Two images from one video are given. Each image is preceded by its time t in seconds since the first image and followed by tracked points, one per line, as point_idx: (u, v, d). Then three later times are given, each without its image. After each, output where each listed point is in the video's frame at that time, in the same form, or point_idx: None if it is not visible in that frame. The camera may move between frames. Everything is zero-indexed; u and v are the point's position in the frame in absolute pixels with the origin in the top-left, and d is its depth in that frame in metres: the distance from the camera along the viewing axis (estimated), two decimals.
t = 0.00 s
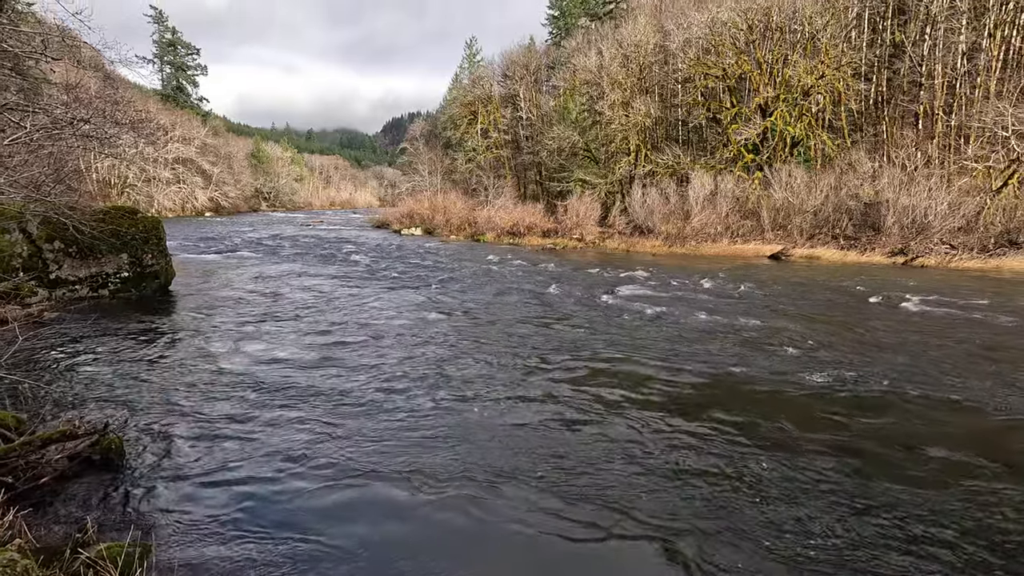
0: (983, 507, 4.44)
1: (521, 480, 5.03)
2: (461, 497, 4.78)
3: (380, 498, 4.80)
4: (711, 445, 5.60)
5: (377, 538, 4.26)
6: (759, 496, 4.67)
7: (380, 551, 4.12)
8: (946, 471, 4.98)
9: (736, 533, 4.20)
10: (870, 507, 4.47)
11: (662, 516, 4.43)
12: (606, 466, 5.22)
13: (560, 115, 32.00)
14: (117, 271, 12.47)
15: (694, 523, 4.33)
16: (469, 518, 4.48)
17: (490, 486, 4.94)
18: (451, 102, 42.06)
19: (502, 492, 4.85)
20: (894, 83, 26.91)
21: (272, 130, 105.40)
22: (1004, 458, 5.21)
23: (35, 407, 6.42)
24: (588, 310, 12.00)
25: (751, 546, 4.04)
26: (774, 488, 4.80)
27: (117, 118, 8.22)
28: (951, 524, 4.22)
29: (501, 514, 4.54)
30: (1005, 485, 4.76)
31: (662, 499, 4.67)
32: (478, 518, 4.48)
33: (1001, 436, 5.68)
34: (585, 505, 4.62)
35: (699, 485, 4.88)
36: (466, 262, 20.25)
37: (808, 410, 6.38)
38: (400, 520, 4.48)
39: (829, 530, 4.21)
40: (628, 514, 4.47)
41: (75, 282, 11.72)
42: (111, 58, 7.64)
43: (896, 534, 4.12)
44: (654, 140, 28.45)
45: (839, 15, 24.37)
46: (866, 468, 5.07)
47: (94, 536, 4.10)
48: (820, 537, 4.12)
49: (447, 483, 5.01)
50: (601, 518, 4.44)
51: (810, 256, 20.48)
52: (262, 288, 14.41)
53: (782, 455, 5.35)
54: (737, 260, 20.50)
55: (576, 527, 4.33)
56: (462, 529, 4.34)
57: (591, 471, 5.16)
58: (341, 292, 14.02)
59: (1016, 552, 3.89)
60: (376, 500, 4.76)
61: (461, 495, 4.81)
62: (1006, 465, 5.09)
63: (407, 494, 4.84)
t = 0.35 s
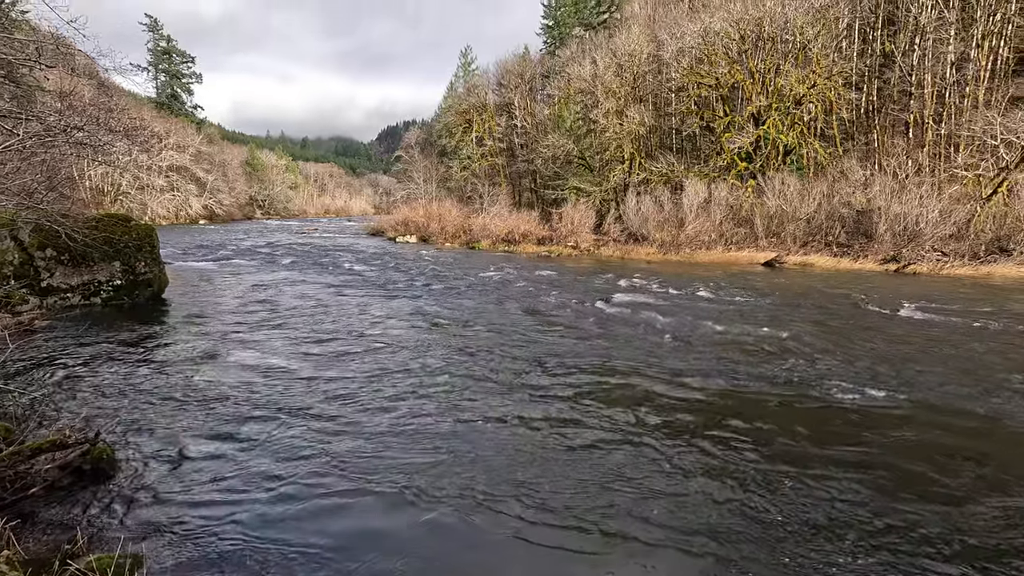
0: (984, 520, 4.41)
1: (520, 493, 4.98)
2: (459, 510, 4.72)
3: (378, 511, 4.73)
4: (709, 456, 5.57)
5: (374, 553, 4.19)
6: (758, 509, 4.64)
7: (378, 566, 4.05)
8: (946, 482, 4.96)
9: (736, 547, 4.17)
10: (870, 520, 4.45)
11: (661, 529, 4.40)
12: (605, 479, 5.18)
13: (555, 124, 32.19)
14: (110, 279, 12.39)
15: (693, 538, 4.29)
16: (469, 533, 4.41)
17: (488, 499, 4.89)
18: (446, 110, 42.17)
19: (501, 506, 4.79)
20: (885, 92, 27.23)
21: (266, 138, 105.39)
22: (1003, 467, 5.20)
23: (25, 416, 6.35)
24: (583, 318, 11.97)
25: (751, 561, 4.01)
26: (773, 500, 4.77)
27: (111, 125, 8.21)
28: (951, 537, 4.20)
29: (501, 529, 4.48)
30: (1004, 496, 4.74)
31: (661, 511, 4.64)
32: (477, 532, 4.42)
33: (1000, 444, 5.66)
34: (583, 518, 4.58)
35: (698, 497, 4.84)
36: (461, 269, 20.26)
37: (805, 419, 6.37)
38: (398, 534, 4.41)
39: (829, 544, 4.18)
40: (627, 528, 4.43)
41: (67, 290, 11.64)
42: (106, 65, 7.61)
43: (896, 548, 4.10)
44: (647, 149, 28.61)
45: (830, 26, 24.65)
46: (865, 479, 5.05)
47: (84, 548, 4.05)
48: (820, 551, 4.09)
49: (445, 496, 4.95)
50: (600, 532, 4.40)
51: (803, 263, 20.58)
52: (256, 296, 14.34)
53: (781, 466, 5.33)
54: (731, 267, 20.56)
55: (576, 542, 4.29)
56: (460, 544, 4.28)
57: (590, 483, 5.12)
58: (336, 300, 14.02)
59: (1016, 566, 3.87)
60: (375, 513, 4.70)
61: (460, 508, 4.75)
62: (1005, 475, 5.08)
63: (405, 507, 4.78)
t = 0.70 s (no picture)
0: (985, 527, 4.40)
1: (521, 502, 4.92)
2: (460, 520, 4.65)
3: (378, 522, 4.65)
4: (709, 463, 5.53)
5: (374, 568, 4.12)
6: (759, 517, 4.61)
7: None
8: (946, 490, 4.95)
9: (737, 556, 4.13)
10: (871, 528, 4.42)
11: (662, 538, 4.36)
12: (606, 487, 5.14)
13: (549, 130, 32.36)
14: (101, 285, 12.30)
15: (694, 547, 4.27)
16: (470, 545, 4.35)
17: (487, 508, 4.84)
18: (439, 116, 42.20)
19: (502, 515, 4.75)
20: (875, 99, 27.56)
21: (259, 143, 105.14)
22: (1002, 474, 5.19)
23: (13, 424, 6.26)
24: (578, 324, 11.95)
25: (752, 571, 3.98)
26: (773, 508, 4.74)
27: (103, 131, 8.18)
28: (954, 546, 4.17)
29: (502, 541, 4.42)
30: (1004, 504, 4.73)
31: (662, 520, 4.60)
32: (479, 545, 4.36)
33: (999, 450, 5.66)
34: (583, 528, 4.52)
35: (695, 502, 4.85)
36: (456, 275, 20.28)
37: (803, 424, 6.36)
38: (399, 547, 4.34)
39: (831, 554, 4.15)
40: (628, 538, 4.38)
41: (57, 296, 11.57)
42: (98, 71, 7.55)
43: (898, 557, 4.07)
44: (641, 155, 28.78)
45: (821, 34, 24.91)
46: (866, 487, 5.02)
47: (73, 558, 3.98)
48: (821, 560, 4.07)
49: (445, 506, 4.89)
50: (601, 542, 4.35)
51: (795, 268, 20.72)
52: (249, 303, 14.24)
53: (782, 473, 5.30)
54: (724, 272, 20.67)
55: (577, 552, 4.24)
56: (462, 556, 4.21)
57: (590, 492, 5.07)
58: (330, 306, 13.99)
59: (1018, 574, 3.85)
60: (375, 525, 4.62)
61: (461, 520, 4.69)
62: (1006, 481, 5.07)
63: (405, 518, 4.70)
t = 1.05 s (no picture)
0: (985, 526, 4.36)
1: (517, 502, 4.84)
2: (453, 519, 4.59)
3: (372, 523, 4.55)
4: (706, 464, 5.49)
5: (368, 567, 4.01)
6: (757, 516, 4.56)
7: None
8: (944, 490, 4.91)
9: (736, 555, 4.06)
10: (870, 527, 4.38)
11: (660, 537, 4.29)
12: (603, 486, 5.07)
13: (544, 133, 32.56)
14: (93, 289, 12.28)
15: (693, 545, 4.19)
16: (467, 544, 4.25)
17: (482, 507, 4.76)
18: (435, 120, 42.29)
19: (499, 514, 4.66)
20: (866, 104, 27.89)
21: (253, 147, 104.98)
22: (1000, 475, 5.16)
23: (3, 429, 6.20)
24: (574, 328, 11.94)
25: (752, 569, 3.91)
26: (772, 507, 4.69)
27: (94, 133, 8.20)
28: (954, 546, 4.13)
29: (499, 538, 4.38)
30: (1004, 504, 4.69)
31: (660, 519, 4.54)
32: (476, 543, 4.26)
33: (995, 452, 5.64)
34: (579, 526, 4.46)
35: (693, 500, 4.83)
36: (452, 278, 20.32)
37: (799, 426, 6.33)
38: (395, 547, 4.24)
39: (830, 552, 4.09)
40: (625, 537, 4.31)
41: (48, 300, 11.57)
42: (91, 73, 7.55)
43: (898, 557, 4.02)
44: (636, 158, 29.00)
45: (813, 39, 25.21)
46: (864, 487, 4.98)
47: (63, 563, 3.90)
48: (821, 559, 4.01)
49: (439, 506, 4.80)
50: (599, 541, 4.27)
51: (789, 271, 20.91)
52: (243, 307, 14.17)
53: (779, 473, 5.25)
54: (718, 275, 20.85)
55: (575, 551, 4.15)
56: (459, 556, 4.12)
57: (587, 491, 5.00)
58: (325, 310, 13.98)
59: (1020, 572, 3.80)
60: (369, 525, 4.51)
61: (456, 519, 4.60)
62: (1004, 482, 5.04)
63: (399, 518, 4.60)
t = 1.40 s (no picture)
0: (984, 528, 4.35)
1: (516, 506, 4.79)
2: (448, 522, 4.58)
3: (371, 529, 4.50)
4: (704, 466, 5.46)
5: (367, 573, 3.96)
6: (758, 519, 4.53)
7: None
8: (936, 489, 4.95)
9: (738, 560, 4.03)
10: (871, 530, 4.36)
11: (660, 541, 4.26)
12: (602, 490, 5.03)
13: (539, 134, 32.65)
14: (84, 291, 12.15)
15: (694, 550, 4.16)
16: (467, 551, 4.20)
17: (479, 511, 4.73)
18: (429, 121, 42.21)
19: (498, 520, 4.60)
20: (858, 106, 28.08)
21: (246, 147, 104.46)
22: (997, 476, 5.16)
23: None
24: (569, 330, 11.92)
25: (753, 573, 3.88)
26: (772, 511, 4.66)
27: (87, 133, 8.14)
28: (955, 549, 4.11)
29: (496, 538, 4.37)
30: (1003, 506, 4.68)
31: (660, 524, 4.50)
32: (476, 549, 4.22)
33: (992, 453, 5.65)
34: (575, 527, 4.46)
35: (689, 499, 4.84)
36: (447, 279, 20.31)
37: (796, 427, 6.32)
38: (394, 553, 4.19)
39: (825, 550, 4.12)
40: (625, 541, 4.28)
41: (39, 301, 11.45)
42: (83, 73, 7.48)
43: (899, 560, 4.00)
44: (630, 160, 29.06)
45: (806, 41, 25.35)
46: (863, 489, 4.96)
47: (53, 568, 3.84)
48: (821, 561, 4.00)
49: (438, 511, 4.75)
50: (599, 546, 4.23)
51: (782, 272, 20.99)
52: (236, 309, 14.06)
53: (778, 476, 5.23)
54: (713, 276, 20.90)
55: (576, 557, 4.11)
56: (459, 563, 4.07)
57: (586, 495, 4.96)
58: (320, 312, 13.92)
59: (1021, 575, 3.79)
60: (368, 531, 4.46)
61: (455, 525, 4.55)
62: (1002, 483, 5.04)
63: (398, 524, 4.55)
